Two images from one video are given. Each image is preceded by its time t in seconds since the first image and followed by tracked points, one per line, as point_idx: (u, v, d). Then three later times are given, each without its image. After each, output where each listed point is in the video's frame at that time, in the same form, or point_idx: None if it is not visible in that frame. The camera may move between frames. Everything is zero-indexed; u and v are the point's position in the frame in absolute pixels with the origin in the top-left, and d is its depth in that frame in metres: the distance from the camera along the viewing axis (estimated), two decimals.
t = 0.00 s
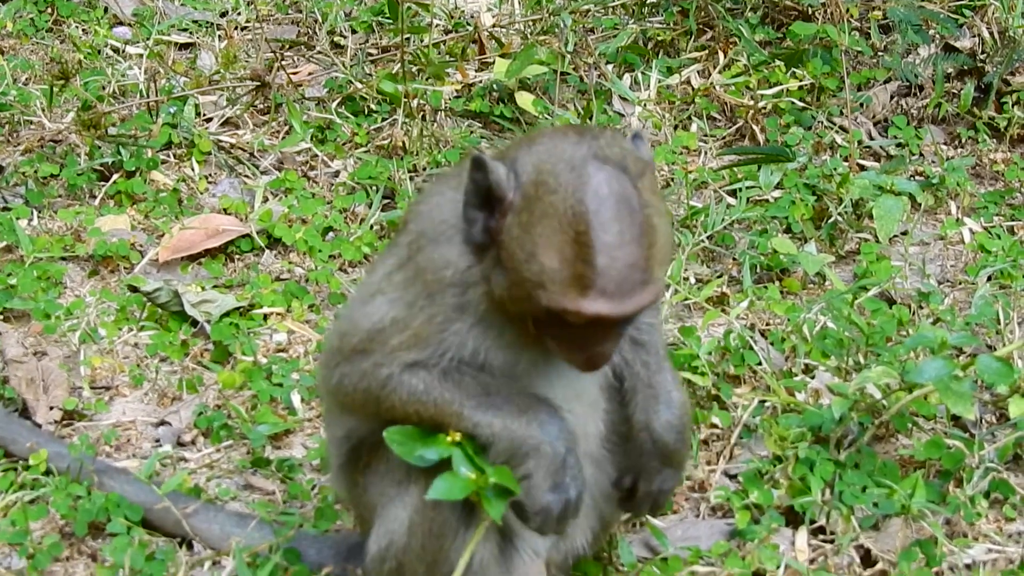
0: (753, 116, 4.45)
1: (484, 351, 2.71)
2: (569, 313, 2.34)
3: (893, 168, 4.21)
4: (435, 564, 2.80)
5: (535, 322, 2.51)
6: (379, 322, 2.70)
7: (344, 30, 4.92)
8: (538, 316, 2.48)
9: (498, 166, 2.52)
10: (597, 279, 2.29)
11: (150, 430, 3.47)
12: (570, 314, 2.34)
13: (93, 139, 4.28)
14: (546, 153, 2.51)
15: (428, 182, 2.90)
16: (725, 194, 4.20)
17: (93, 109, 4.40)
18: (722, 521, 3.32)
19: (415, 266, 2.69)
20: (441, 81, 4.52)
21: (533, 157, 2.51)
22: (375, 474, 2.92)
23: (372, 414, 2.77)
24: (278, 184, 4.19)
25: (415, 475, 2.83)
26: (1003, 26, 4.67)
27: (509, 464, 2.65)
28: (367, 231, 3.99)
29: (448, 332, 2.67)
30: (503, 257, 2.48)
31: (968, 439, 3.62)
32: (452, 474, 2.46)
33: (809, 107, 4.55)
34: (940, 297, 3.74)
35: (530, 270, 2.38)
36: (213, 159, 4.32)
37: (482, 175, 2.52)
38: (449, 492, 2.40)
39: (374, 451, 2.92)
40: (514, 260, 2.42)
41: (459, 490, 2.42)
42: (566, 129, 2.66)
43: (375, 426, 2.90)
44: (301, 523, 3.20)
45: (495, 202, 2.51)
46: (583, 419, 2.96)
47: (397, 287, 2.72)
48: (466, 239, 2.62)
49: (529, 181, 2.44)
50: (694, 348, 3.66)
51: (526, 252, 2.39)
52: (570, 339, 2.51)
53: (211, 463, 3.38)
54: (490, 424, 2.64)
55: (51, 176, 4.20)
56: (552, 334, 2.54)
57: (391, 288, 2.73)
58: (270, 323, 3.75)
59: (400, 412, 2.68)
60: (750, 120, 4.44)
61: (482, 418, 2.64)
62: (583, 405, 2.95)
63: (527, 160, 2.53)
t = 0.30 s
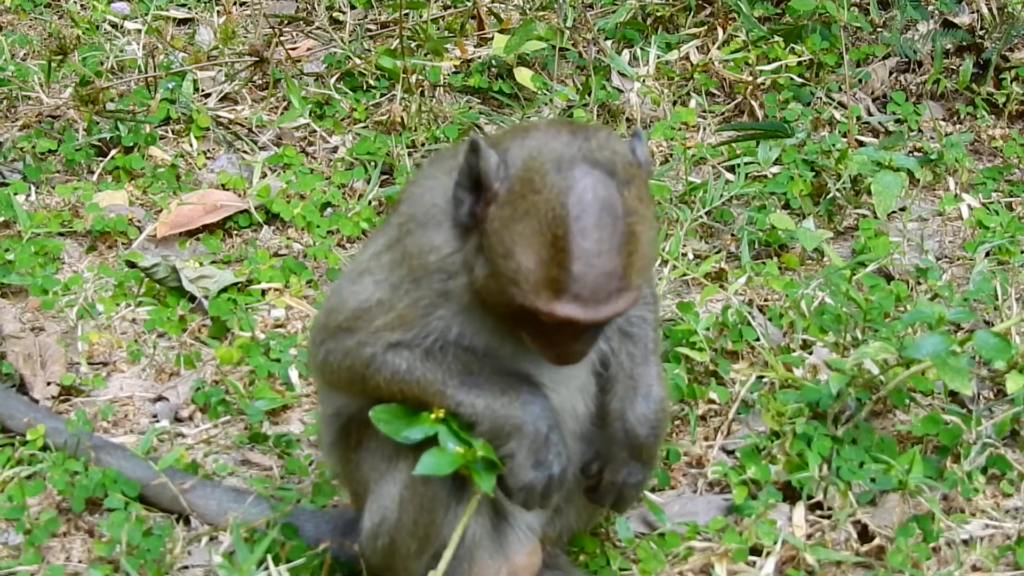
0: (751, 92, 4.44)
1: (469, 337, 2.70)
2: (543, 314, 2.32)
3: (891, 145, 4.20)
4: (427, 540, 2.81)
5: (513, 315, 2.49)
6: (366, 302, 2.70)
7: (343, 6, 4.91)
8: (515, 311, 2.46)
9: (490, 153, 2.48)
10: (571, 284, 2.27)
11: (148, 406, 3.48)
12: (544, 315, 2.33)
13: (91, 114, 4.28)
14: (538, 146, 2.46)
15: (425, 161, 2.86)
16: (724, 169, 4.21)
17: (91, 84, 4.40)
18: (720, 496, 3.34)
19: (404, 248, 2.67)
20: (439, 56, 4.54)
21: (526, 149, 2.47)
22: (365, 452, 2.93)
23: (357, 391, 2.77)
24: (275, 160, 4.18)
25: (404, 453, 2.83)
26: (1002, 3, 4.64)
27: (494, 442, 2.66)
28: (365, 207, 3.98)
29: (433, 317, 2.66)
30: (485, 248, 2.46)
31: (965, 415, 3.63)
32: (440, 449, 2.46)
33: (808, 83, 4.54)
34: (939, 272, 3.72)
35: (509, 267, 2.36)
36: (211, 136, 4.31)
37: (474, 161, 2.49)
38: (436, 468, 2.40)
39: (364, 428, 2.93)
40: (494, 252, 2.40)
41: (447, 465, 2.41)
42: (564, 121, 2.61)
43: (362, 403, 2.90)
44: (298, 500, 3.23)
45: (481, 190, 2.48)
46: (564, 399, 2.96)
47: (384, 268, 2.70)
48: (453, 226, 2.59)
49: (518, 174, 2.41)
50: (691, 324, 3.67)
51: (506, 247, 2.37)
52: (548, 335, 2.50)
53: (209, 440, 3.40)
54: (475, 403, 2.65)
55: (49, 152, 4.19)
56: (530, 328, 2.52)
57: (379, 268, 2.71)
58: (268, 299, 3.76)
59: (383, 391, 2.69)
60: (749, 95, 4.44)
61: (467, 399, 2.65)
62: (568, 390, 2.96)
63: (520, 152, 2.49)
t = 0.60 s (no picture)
0: (745, 77, 4.43)
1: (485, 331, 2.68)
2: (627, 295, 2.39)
3: (884, 129, 4.21)
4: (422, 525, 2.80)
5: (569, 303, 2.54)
6: (380, 288, 2.62)
7: None
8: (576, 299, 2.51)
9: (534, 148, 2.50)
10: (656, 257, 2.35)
11: (141, 390, 3.47)
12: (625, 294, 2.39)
13: (84, 98, 4.27)
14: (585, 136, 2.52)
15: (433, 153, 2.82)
16: (717, 153, 4.18)
17: (84, 68, 4.39)
18: (713, 480, 3.32)
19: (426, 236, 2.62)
20: (433, 41, 4.54)
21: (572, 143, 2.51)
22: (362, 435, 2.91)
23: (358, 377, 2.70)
24: (269, 143, 4.17)
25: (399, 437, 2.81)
26: None
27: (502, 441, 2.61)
28: (358, 190, 3.98)
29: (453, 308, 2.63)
30: (545, 242, 2.48)
31: (958, 399, 3.63)
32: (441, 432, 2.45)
33: (802, 67, 4.54)
34: (931, 257, 3.73)
35: (581, 254, 2.41)
36: (205, 119, 4.31)
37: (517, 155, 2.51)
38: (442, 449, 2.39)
39: (359, 413, 2.91)
40: (562, 241, 2.44)
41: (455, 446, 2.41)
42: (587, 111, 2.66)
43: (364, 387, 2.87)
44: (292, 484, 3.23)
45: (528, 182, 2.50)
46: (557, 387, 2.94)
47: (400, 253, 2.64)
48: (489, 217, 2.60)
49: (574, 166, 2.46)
50: (684, 309, 3.67)
51: (578, 236, 2.41)
52: (606, 316, 2.56)
53: (202, 424, 3.40)
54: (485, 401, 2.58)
55: (43, 135, 4.19)
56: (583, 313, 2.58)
57: (395, 254, 2.64)
58: (261, 283, 3.76)
59: (391, 380, 2.62)
60: (743, 80, 4.42)
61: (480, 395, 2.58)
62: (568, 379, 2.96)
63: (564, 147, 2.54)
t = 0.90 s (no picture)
0: (738, 65, 4.44)
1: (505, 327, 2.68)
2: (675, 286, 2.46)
3: (877, 117, 4.19)
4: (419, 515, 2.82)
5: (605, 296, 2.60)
6: (405, 276, 2.58)
7: None
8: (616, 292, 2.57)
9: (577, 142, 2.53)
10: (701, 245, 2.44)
11: (132, 377, 3.48)
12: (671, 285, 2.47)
13: (75, 86, 4.27)
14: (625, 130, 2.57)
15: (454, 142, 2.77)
16: (709, 141, 4.19)
17: (75, 55, 4.38)
18: (703, 468, 3.34)
19: (454, 228, 2.60)
20: (425, 29, 4.55)
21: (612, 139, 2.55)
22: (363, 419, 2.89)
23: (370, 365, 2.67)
24: (261, 131, 4.16)
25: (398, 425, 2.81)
26: None
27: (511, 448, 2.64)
28: (350, 177, 3.97)
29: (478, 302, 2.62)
30: (586, 232, 2.53)
31: (949, 386, 3.65)
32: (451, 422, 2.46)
33: (793, 55, 4.54)
34: (922, 246, 3.75)
35: (630, 245, 2.47)
36: (196, 107, 4.30)
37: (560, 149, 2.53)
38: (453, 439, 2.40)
39: (360, 397, 2.89)
40: (609, 235, 2.50)
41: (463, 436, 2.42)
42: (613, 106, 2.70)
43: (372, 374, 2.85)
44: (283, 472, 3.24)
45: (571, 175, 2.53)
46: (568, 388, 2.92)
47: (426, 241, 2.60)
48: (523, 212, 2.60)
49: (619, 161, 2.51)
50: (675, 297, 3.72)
51: (626, 229, 2.47)
52: (639, 311, 2.63)
53: (193, 412, 3.41)
54: (494, 404, 2.59)
55: (33, 122, 4.18)
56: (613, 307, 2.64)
57: (421, 244, 2.60)
58: (253, 270, 3.76)
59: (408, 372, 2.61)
60: (735, 68, 4.43)
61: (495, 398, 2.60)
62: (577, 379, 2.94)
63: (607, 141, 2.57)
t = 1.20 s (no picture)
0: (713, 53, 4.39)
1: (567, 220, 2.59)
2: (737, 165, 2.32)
3: (851, 106, 4.22)
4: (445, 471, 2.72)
5: (667, 183, 2.46)
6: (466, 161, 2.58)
7: None
8: (677, 177, 2.43)
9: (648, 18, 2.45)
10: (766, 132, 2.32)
11: (106, 364, 3.47)
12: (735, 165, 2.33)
13: (50, 73, 4.25)
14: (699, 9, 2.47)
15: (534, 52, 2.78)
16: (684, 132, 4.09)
17: (50, 43, 4.37)
18: (677, 455, 3.34)
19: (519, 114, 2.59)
20: (400, 17, 4.51)
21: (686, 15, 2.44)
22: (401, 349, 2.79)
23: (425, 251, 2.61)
24: (235, 119, 4.16)
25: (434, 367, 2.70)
26: None
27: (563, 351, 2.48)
28: (324, 164, 3.98)
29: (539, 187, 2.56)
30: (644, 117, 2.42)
31: (921, 374, 3.66)
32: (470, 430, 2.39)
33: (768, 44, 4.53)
34: (896, 234, 3.75)
35: (690, 122, 2.34)
36: (171, 94, 4.29)
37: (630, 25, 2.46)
38: (475, 449, 2.34)
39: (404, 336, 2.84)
40: (672, 109, 2.36)
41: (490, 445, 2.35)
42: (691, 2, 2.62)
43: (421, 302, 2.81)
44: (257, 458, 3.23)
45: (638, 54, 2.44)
46: (618, 318, 2.82)
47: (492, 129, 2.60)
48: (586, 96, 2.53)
49: (688, 33, 2.40)
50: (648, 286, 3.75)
51: (688, 104, 2.35)
52: (700, 199, 2.49)
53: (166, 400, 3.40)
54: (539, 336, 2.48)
55: (8, 110, 4.16)
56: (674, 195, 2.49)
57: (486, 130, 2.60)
58: (227, 258, 3.76)
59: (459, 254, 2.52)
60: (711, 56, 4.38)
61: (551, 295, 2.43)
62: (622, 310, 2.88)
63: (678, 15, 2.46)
